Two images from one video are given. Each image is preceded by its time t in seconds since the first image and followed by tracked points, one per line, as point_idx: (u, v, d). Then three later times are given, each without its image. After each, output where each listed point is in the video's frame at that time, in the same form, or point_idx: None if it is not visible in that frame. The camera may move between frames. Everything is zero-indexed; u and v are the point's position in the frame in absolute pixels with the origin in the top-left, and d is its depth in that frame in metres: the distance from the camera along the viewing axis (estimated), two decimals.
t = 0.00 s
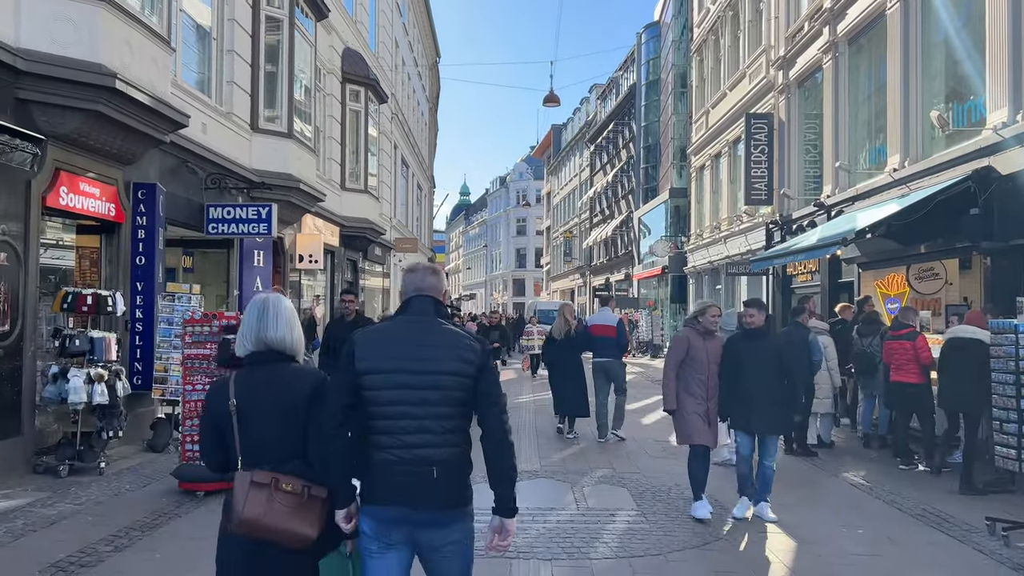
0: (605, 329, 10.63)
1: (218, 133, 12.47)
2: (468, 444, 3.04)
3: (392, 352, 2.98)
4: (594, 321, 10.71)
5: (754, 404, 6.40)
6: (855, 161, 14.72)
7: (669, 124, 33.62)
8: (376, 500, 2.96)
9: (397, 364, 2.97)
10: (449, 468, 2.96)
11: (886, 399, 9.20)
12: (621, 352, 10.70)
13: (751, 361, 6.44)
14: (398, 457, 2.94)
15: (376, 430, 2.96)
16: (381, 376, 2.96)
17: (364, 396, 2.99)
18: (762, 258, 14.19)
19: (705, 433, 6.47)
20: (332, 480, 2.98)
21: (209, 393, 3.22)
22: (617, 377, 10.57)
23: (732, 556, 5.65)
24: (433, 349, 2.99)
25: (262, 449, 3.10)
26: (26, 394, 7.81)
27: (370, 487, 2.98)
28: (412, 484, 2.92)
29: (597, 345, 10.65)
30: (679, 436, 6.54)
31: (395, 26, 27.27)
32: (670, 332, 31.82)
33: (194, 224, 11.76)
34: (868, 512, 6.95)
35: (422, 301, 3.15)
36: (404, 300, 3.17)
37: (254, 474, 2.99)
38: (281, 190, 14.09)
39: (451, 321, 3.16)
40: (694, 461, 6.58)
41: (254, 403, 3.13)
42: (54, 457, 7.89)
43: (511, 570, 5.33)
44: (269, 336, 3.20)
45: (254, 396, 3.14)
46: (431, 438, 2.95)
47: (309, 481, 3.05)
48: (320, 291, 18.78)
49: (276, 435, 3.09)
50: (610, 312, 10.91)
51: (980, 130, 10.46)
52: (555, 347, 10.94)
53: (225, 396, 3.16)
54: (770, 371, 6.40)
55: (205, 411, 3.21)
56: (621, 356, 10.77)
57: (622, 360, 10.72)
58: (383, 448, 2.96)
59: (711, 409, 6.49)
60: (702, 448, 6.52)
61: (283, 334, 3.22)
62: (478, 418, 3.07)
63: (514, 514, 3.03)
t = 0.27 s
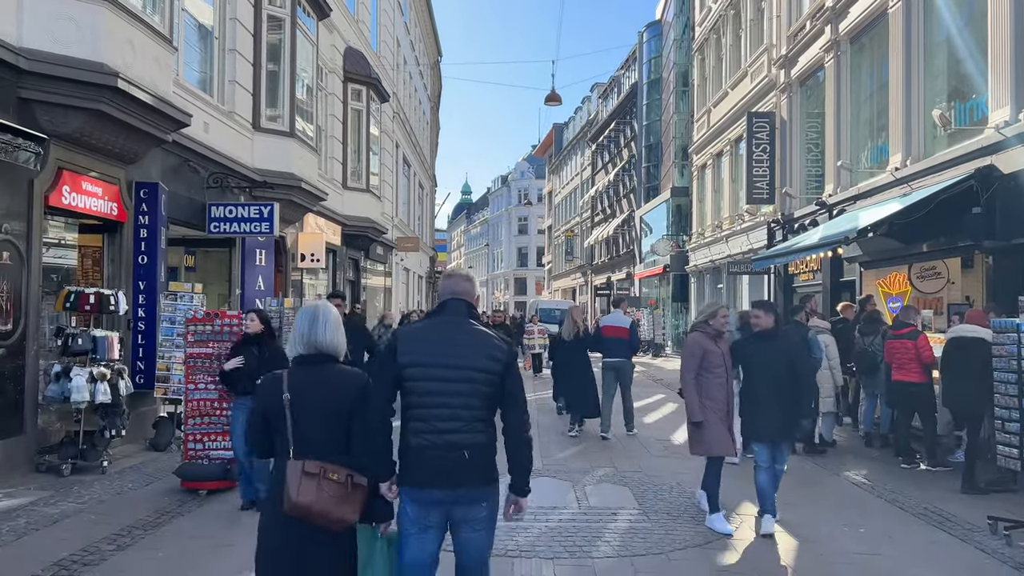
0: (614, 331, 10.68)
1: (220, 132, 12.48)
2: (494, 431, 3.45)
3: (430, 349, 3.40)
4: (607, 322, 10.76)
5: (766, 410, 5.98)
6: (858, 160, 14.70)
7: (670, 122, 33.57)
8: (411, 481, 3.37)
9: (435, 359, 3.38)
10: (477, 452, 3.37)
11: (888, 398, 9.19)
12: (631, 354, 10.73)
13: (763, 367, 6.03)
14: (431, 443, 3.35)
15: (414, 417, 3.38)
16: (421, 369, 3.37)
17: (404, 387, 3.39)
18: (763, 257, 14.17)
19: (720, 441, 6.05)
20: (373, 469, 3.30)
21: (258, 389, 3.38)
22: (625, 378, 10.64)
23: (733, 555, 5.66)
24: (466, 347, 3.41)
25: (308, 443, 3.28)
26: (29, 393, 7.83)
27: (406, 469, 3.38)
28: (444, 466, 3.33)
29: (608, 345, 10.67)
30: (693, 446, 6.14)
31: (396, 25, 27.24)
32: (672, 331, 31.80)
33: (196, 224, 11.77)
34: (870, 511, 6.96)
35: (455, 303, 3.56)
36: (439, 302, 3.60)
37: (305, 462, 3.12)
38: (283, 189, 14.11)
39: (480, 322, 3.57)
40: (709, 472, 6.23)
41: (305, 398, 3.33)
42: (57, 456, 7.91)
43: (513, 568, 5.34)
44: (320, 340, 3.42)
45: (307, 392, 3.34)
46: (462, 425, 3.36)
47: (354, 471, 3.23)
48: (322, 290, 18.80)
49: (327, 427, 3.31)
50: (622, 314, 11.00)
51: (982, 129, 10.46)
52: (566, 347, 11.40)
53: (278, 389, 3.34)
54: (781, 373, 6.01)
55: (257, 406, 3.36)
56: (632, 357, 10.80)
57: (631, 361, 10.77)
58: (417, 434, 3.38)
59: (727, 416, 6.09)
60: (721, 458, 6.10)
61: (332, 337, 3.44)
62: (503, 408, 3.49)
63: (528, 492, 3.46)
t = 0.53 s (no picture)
0: (625, 327, 11.19)
1: (222, 132, 12.50)
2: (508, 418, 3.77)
3: (451, 342, 3.73)
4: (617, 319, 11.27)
5: (775, 410, 5.84)
6: (859, 159, 14.68)
7: (672, 122, 33.52)
8: (431, 460, 3.73)
9: (455, 352, 3.72)
10: (494, 437, 3.70)
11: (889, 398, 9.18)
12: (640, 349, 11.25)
13: (772, 366, 5.88)
14: (449, 426, 3.69)
15: (436, 405, 3.72)
16: (441, 361, 3.71)
17: (427, 376, 3.74)
18: (764, 257, 14.14)
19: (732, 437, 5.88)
20: (381, 448, 3.79)
21: (290, 366, 3.88)
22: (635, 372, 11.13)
23: (734, 555, 5.66)
24: (483, 340, 3.74)
25: (331, 418, 3.78)
26: (31, 393, 7.84)
27: (428, 450, 3.74)
28: (461, 448, 3.67)
29: (618, 341, 11.18)
30: (703, 444, 5.96)
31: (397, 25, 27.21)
32: (673, 331, 31.76)
33: (197, 224, 11.79)
34: (871, 511, 6.96)
35: (472, 301, 3.91)
36: (457, 301, 3.94)
37: (320, 439, 3.68)
38: (284, 189, 14.12)
39: (496, 318, 3.90)
40: (711, 469, 6.14)
41: (330, 378, 3.81)
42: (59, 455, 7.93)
43: (514, 568, 5.35)
44: (349, 327, 3.93)
45: (332, 373, 3.82)
46: (479, 412, 3.69)
47: (366, 448, 3.75)
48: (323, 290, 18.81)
49: (345, 406, 3.78)
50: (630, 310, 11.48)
51: (983, 128, 10.46)
52: (575, 342, 11.73)
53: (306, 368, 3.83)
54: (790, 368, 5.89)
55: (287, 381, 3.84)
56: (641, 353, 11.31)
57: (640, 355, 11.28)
58: (438, 419, 3.71)
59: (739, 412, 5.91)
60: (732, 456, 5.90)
61: (360, 326, 3.95)
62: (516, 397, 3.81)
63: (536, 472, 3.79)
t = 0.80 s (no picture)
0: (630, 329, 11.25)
1: (223, 132, 12.51)
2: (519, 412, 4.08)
3: (468, 343, 4.06)
4: (621, 320, 11.28)
5: (789, 419, 5.69)
6: (860, 159, 14.68)
7: (673, 121, 33.52)
8: (450, 450, 4.05)
9: (470, 352, 4.05)
10: (507, 430, 4.01)
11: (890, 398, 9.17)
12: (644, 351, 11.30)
13: (787, 375, 5.72)
14: (466, 419, 4.01)
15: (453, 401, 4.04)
16: (457, 358, 4.03)
17: (446, 374, 4.06)
18: (766, 257, 14.13)
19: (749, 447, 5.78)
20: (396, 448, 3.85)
21: (308, 375, 4.08)
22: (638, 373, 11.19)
23: (735, 555, 5.65)
24: (499, 341, 4.05)
25: (343, 421, 3.90)
26: (33, 392, 7.85)
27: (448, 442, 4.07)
28: (476, 441, 3.98)
29: (622, 343, 11.20)
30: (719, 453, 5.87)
31: (398, 24, 27.22)
32: (674, 331, 31.76)
33: (199, 223, 11.80)
34: (872, 510, 6.96)
35: (483, 305, 4.22)
36: (470, 305, 4.26)
37: (330, 441, 3.80)
38: (286, 188, 14.13)
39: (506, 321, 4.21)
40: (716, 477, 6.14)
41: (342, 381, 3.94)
42: (60, 455, 7.94)
43: (515, 567, 5.35)
44: (359, 333, 4.00)
45: (344, 378, 3.95)
46: (492, 407, 4.00)
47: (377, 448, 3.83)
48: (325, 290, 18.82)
49: (356, 408, 3.88)
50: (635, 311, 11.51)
51: (984, 127, 10.46)
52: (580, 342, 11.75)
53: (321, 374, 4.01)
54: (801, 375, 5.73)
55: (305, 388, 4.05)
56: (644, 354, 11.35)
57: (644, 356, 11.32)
58: (456, 413, 4.04)
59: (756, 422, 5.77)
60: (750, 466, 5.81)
61: (370, 331, 4.01)
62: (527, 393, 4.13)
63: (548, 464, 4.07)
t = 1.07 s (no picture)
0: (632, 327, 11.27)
1: (224, 131, 12.53)
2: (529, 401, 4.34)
3: (478, 334, 4.34)
4: (622, 319, 11.32)
5: (814, 420, 5.39)
6: (861, 158, 14.67)
7: (673, 121, 33.50)
8: (464, 436, 4.32)
9: (483, 344, 4.33)
10: (517, 417, 4.28)
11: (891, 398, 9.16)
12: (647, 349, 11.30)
13: (807, 375, 5.46)
14: (478, 406, 4.28)
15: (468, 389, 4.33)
16: (470, 350, 4.32)
17: (459, 364, 4.35)
18: (767, 257, 14.12)
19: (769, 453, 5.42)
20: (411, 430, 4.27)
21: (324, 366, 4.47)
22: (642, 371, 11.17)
23: (736, 555, 5.64)
24: (506, 333, 4.34)
25: (362, 406, 4.32)
26: (34, 392, 7.86)
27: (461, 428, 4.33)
28: (487, 426, 4.26)
29: (626, 342, 11.24)
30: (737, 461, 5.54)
31: (399, 24, 27.21)
32: (674, 330, 31.74)
33: (199, 223, 11.81)
34: (873, 510, 6.96)
35: (498, 300, 4.50)
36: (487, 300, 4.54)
37: (355, 422, 4.24)
38: (286, 188, 14.14)
39: (519, 315, 4.49)
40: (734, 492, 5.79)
41: (358, 370, 4.33)
42: (61, 455, 7.95)
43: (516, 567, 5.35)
44: (367, 324, 4.42)
45: (358, 367, 4.34)
46: (503, 394, 4.28)
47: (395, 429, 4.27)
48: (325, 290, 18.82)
49: (374, 393, 4.31)
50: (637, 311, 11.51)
51: (985, 127, 10.45)
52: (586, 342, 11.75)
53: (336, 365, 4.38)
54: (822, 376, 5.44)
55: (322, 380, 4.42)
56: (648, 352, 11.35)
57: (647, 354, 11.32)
58: (470, 401, 4.31)
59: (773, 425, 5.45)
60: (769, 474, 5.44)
61: (378, 322, 4.44)
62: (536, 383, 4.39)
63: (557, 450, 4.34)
